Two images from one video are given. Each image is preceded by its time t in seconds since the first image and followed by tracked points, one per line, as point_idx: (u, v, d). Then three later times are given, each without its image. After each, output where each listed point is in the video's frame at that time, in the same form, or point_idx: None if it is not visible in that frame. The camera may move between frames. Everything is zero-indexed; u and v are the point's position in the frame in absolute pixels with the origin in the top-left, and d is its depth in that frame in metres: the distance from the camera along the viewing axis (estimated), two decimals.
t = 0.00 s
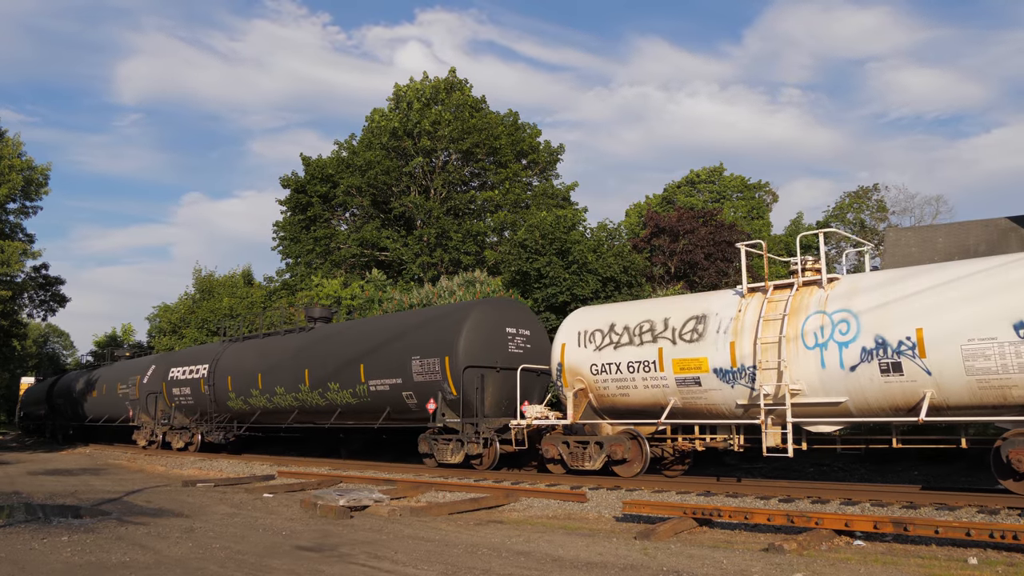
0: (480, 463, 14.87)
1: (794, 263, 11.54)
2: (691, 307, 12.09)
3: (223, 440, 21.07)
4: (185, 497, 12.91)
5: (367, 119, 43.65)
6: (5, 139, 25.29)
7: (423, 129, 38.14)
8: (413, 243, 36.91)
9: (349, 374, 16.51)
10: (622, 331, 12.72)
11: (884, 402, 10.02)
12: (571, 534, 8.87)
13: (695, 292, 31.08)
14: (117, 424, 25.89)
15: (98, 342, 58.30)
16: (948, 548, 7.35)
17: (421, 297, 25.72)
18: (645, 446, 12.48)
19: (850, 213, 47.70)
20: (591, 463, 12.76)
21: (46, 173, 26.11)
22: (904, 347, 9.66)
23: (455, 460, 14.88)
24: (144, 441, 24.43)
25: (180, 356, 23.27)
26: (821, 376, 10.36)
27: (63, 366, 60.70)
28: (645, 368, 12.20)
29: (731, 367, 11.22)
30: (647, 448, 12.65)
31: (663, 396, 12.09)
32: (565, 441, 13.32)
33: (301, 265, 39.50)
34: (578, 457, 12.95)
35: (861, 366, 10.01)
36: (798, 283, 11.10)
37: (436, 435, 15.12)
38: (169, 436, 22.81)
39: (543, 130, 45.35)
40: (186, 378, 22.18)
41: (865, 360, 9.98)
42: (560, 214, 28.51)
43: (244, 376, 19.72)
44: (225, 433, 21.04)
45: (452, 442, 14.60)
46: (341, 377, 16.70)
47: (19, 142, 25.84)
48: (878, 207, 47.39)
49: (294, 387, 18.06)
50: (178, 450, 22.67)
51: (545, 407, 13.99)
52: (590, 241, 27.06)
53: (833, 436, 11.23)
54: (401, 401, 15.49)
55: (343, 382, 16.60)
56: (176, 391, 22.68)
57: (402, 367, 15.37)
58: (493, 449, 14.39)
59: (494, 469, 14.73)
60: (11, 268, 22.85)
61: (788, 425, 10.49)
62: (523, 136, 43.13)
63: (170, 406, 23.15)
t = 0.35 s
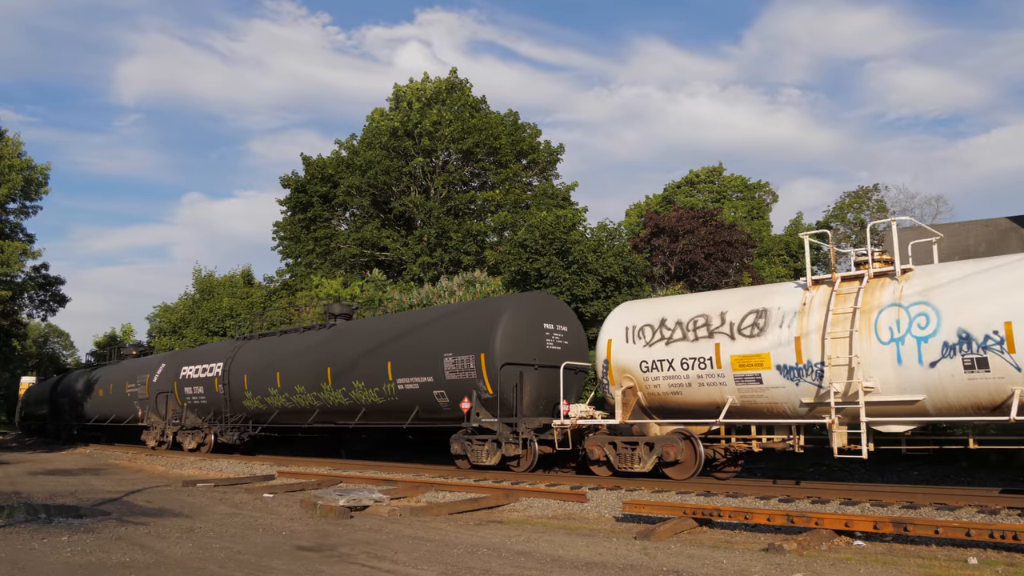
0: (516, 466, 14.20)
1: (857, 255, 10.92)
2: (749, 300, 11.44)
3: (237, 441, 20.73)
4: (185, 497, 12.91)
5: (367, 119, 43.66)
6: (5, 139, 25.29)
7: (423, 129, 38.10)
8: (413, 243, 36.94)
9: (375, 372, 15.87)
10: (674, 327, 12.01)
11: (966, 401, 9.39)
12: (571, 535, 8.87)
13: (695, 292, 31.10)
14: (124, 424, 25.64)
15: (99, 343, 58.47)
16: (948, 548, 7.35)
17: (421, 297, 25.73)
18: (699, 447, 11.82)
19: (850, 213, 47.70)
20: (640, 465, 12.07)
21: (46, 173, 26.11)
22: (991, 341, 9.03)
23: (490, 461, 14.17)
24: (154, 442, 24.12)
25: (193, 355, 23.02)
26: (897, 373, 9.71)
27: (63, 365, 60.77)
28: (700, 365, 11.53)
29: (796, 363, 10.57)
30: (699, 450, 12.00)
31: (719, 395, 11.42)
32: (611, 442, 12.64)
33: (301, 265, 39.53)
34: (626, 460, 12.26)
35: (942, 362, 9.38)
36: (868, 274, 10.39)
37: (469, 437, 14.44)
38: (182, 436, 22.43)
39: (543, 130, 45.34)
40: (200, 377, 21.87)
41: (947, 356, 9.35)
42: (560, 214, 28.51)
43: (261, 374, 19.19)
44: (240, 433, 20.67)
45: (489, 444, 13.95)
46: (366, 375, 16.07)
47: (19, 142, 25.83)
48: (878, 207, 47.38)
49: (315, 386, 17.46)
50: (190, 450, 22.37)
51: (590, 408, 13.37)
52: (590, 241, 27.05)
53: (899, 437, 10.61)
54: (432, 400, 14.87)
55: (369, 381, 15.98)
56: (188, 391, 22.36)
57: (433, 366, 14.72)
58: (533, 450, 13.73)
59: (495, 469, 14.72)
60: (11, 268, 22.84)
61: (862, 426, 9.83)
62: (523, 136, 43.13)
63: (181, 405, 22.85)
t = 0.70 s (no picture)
0: (557, 467, 13.64)
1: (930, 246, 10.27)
2: (813, 293, 10.84)
3: (253, 441, 20.23)
4: (185, 497, 12.91)
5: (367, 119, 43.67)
6: (4, 139, 25.28)
7: (424, 129, 38.09)
8: (413, 243, 36.95)
9: (404, 370, 15.31)
10: (732, 321, 11.40)
11: None
12: (571, 534, 8.87)
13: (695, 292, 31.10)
14: (133, 424, 25.34)
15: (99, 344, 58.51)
16: (948, 547, 7.35)
17: (421, 297, 25.74)
18: (758, 448, 11.15)
19: (850, 213, 47.72)
20: (695, 468, 11.41)
21: (46, 173, 26.11)
22: None
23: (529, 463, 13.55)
24: (165, 442, 23.74)
25: (206, 353, 22.61)
26: (982, 369, 9.08)
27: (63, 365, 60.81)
28: (762, 362, 10.91)
29: (869, 359, 9.95)
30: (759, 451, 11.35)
31: (783, 393, 10.81)
32: (663, 443, 11.97)
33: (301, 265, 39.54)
34: (681, 461, 11.60)
35: None
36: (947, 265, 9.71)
37: (506, 437, 13.80)
38: (194, 437, 22.07)
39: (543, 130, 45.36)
40: (213, 376, 21.41)
41: None
42: (560, 214, 28.53)
43: (280, 373, 18.66)
44: (254, 434, 20.22)
45: (527, 443, 13.37)
46: (395, 373, 15.51)
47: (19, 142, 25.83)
48: (878, 207, 47.38)
49: (339, 384, 16.92)
50: (203, 451, 21.97)
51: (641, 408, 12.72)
52: (590, 241, 27.06)
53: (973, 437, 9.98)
54: (465, 399, 14.31)
55: (398, 379, 15.42)
56: (200, 391, 21.92)
57: (467, 363, 14.16)
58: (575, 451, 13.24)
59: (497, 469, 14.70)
60: (11, 268, 22.83)
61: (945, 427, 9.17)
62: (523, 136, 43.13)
63: (193, 405, 22.44)
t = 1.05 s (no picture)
0: (602, 469, 13.03)
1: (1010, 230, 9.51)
2: (885, 284, 10.10)
3: (270, 441, 19.64)
4: (185, 497, 12.90)
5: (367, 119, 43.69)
6: (4, 139, 25.28)
7: (423, 129, 38.09)
8: (413, 243, 36.93)
9: (435, 368, 14.59)
10: (796, 315, 10.68)
11: None
12: (571, 535, 8.86)
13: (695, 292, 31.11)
14: (141, 424, 24.92)
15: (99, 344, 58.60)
16: (947, 548, 7.36)
17: (421, 297, 25.76)
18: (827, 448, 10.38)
19: (850, 213, 47.74)
20: (757, 470, 10.69)
21: (46, 173, 26.10)
22: None
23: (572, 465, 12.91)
24: (177, 442, 23.25)
25: (219, 351, 22.07)
26: None
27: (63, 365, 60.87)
28: (832, 358, 10.19)
29: (950, 355, 9.26)
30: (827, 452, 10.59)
31: (854, 391, 10.10)
32: (720, 444, 11.24)
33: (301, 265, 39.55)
34: (741, 463, 10.89)
35: None
36: None
37: (546, 439, 13.16)
38: (208, 438, 21.56)
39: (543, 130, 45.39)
40: (228, 374, 20.85)
41: None
42: (560, 215, 28.54)
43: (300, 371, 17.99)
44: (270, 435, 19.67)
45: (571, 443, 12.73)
46: (425, 371, 14.79)
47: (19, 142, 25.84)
48: (878, 207, 47.39)
49: (364, 383, 16.22)
50: (216, 452, 21.48)
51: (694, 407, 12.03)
52: (590, 241, 27.09)
53: None
54: (501, 398, 13.61)
55: (428, 377, 14.69)
56: (214, 390, 21.40)
57: (504, 360, 13.47)
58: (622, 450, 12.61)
59: (498, 469, 14.68)
60: (11, 268, 22.82)
61: None
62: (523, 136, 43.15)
63: (206, 405, 21.90)
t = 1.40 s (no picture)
0: (651, 472, 12.19)
1: None
2: (965, 276, 9.72)
3: (287, 442, 18.63)
4: (185, 497, 12.89)
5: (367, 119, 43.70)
6: (4, 139, 25.29)
7: (424, 129, 38.12)
8: (413, 242, 36.95)
9: (469, 365, 13.75)
10: (868, 308, 10.29)
11: None
12: (571, 534, 8.87)
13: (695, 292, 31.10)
14: (150, 424, 24.17)
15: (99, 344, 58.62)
16: (947, 548, 7.35)
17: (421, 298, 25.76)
18: (900, 448, 9.85)
19: (850, 213, 47.74)
20: (825, 472, 10.14)
21: (46, 173, 26.11)
22: None
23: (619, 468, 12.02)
24: (189, 444, 22.43)
25: (232, 349, 21.13)
26: None
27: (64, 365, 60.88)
28: (910, 353, 9.77)
29: None
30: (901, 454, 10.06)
31: (932, 387, 9.67)
32: (784, 444, 10.71)
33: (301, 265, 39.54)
34: (807, 465, 10.35)
35: None
36: None
37: (592, 439, 12.33)
38: (222, 438, 20.72)
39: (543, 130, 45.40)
40: (243, 372, 19.89)
41: None
42: (559, 215, 28.54)
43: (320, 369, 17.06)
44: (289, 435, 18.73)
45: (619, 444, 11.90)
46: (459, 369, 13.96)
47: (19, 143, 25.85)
48: (878, 207, 47.38)
49: (391, 382, 15.34)
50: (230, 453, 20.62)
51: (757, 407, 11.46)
52: (590, 241, 27.13)
53: None
54: (541, 396, 12.84)
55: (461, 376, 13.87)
56: (229, 389, 20.52)
57: (546, 357, 12.65)
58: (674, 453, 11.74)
59: (498, 469, 14.65)
60: (11, 268, 22.83)
61: None
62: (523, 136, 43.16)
63: (220, 404, 21.07)
